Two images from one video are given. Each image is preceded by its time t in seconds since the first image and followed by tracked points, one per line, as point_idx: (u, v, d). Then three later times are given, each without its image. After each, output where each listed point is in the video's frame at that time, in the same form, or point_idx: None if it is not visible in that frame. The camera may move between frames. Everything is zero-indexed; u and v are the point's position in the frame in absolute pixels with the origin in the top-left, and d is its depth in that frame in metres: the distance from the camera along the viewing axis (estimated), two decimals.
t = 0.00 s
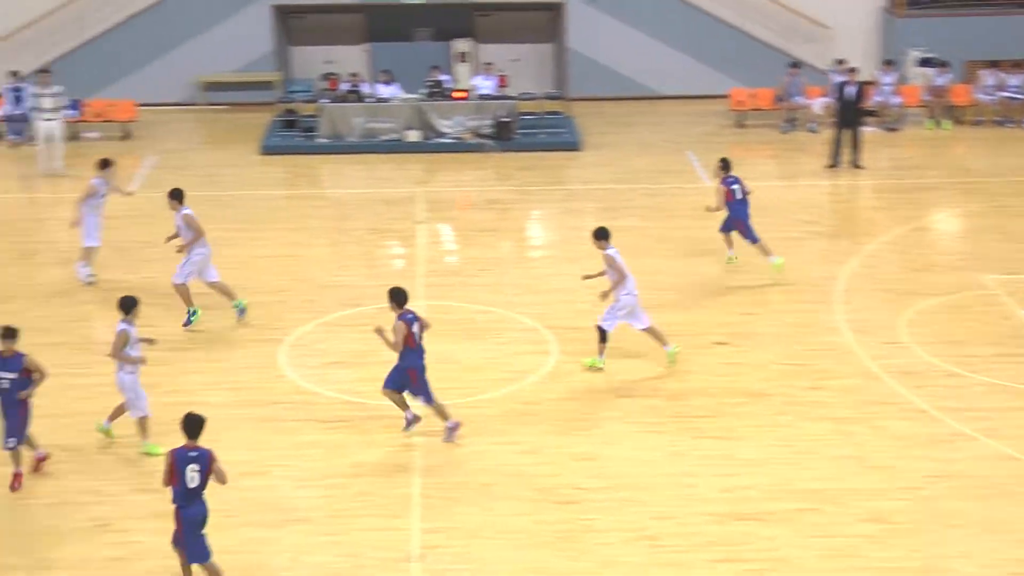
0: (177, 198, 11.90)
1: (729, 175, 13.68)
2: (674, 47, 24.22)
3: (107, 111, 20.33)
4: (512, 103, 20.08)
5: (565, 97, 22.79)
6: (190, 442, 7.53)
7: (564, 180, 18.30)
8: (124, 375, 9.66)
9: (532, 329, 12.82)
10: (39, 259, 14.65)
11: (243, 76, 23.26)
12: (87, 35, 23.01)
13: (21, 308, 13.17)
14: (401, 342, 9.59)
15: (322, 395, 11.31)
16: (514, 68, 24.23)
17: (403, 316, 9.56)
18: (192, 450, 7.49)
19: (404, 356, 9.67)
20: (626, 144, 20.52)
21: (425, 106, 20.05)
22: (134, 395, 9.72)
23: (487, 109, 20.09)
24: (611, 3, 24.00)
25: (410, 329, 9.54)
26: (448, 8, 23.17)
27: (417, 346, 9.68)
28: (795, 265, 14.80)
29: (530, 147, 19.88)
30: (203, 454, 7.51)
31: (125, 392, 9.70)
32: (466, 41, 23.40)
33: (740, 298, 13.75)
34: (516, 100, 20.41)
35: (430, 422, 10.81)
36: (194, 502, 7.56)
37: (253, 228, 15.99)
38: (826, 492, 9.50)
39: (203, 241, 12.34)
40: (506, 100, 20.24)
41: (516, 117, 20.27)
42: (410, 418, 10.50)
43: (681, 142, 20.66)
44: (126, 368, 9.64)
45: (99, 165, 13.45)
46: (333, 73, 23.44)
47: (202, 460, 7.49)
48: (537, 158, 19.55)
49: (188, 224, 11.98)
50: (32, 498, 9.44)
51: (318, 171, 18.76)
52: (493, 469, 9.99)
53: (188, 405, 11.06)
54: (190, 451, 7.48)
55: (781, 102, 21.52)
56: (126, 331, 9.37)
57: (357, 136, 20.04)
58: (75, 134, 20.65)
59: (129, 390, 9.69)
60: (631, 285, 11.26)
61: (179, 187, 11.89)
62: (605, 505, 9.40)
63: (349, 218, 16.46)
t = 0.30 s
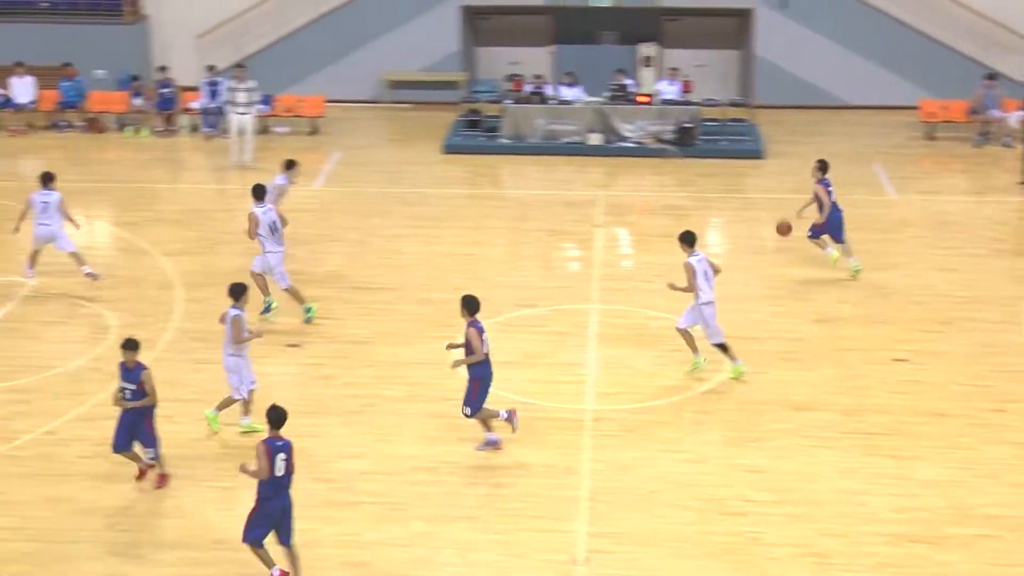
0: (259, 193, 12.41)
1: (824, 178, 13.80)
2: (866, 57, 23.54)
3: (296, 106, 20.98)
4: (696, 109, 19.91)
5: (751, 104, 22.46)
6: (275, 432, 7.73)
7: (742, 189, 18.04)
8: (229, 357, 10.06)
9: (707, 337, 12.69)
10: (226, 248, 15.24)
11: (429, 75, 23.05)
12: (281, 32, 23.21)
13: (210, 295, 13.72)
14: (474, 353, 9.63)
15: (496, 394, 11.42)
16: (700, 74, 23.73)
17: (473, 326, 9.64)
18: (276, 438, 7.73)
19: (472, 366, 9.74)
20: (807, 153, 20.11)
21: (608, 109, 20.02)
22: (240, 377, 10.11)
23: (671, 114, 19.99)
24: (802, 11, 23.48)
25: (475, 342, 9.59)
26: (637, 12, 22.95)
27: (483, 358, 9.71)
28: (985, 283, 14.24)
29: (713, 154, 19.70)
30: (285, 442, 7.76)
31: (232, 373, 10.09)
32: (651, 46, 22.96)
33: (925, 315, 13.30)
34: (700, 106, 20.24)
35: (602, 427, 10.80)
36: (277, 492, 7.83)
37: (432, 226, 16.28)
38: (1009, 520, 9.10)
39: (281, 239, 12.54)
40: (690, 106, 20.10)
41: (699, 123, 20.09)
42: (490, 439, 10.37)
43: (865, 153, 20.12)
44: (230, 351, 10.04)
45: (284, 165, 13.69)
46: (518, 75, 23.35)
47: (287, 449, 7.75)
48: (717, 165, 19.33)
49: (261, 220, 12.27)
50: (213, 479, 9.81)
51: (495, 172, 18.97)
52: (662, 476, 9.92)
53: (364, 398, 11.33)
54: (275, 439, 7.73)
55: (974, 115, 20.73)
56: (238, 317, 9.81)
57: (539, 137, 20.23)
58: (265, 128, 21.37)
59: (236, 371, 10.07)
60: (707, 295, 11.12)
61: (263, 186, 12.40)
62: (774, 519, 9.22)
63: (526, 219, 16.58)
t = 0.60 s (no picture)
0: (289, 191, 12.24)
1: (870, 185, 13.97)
2: (1015, 75, 22.36)
3: (427, 112, 21.27)
4: (829, 121, 19.56)
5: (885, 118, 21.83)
6: (303, 425, 8.04)
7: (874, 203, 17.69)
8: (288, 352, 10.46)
9: (834, 352, 12.48)
10: (353, 251, 15.54)
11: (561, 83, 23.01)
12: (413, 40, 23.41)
13: (337, 297, 14.00)
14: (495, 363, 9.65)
15: (619, 404, 11.41)
16: (834, 86, 23.60)
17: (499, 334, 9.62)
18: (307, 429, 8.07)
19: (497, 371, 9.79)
20: (943, 168, 19.62)
21: (739, 120, 19.84)
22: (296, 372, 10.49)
23: (803, 126, 19.67)
24: (948, 26, 22.36)
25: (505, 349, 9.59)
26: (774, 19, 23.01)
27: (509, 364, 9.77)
28: None
29: (844, 167, 19.34)
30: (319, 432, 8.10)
31: (290, 367, 10.48)
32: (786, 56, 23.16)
33: None
34: (833, 118, 19.86)
35: (724, 439, 10.72)
36: (320, 481, 8.16)
37: (559, 233, 16.34)
38: None
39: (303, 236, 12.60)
40: (823, 118, 19.74)
41: (832, 135, 19.72)
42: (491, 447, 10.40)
43: (1004, 169, 19.54)
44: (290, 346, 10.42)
45: (409, 159, 13.95)
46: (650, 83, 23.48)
47: (320, 438, 8.08)
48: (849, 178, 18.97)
49: (298, 222, 12.25)
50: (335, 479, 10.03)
51: (622, 180, 18.95)
52: (783, 492, 9.79)
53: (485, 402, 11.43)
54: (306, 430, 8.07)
55: None
56: (291, 311, 10.16)
57: (669, 147, 20.11)
58: (396, 132, 21.71)
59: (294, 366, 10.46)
60: (742, 307, 11.30)
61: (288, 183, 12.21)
62: (900, 540, 9.03)
63: (653, 229, 16.53)
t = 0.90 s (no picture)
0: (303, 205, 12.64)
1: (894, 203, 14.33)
2: None
3: (530, 131, 21.42)
4: (937, 145, 19.13)
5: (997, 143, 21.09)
6: (324, 417, 8.32)
7: (984, 229, 17.30)
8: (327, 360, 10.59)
9: (939, 381, 12.23)
10: (454, 267, 15.68)
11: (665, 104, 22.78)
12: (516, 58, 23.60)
13: (437, 313, 14.14)
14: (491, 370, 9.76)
15: (717, 428, 11.33)
16: (945, 110, 23.06)
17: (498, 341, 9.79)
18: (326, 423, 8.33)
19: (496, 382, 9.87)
20: None
21: (845, 142, 19.48)
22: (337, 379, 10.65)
23: (910, 150, 19.25)
24: None
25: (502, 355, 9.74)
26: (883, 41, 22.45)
27: (508, 372, 9.83)
28: None
29: (954, 194, 19.03)
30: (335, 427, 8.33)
31: (327, 377, 10.63)
32: (894, 79, 22.56)
33: None
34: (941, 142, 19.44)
35: (823, 466, 10.56)
36: (333, 473, 8.41)
37: (659, 254, 16.29)
38: None
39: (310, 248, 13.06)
40: (931, 142, 19.32)
41: (940, 159, 19.33)
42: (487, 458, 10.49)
43: None
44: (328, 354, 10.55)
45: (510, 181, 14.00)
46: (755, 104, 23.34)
47: (336, 433, 8.34)
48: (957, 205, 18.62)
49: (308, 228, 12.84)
50: (431, 494, 10.12)
51: (724, 202, 18.82)
52: (884, 522, 9.61)
53: (583, 422, 11.44)
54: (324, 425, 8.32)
55: None
56: (337, 324, 10.27)
57: (772, 169, 19.88)
58: (499, 150, 21.87)
59: (331, 375, 10.62)
60: (745, 333, 11.15)
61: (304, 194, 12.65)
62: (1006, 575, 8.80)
63: (755, 251, 16.39)
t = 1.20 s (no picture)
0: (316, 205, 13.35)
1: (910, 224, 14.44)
2: None
3: (620, 143, 21.44)
4: None
5: None
6: (330, 398, 9.00)
7: None
8: (356, 356, 11.03)
9: None
10: (540, 278, 15.76)
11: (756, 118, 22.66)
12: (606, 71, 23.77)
13: (522, 323, 14.22)
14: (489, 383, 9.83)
15: (803, 445, 11.22)
16: None
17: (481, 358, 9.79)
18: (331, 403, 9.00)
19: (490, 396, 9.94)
20: None
21: (940, 159, 19.14)
22: (365, 376, 11.04)
23: (1007, 168, 18.89)
24: None
25: (489, 370, 9.72)
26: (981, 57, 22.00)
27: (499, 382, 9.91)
28: None
29: None
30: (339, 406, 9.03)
31: (356, 371, 11.04)
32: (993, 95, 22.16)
33: None
34: None
35: (911, 486, 10.42)
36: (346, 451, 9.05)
37: (746, 268, 16.19)
38: None
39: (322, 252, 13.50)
40: None
41: None
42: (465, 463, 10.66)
43: None
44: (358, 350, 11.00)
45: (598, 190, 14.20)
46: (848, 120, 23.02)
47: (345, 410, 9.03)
48: None
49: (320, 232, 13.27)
50: (512, 504, 10.19)
51: (815, 217, 18.63)
52: (972, 545, 9.45)
53: (667, 436, 11.42)
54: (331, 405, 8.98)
55: None
56: (379, 324, 10.73)
57: (865, 185, 19.62)
58: (588, 161, 21.90)
59: (361, 370, 11.03)
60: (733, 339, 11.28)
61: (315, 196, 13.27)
62: None
63: (845, 268, 16.20)
